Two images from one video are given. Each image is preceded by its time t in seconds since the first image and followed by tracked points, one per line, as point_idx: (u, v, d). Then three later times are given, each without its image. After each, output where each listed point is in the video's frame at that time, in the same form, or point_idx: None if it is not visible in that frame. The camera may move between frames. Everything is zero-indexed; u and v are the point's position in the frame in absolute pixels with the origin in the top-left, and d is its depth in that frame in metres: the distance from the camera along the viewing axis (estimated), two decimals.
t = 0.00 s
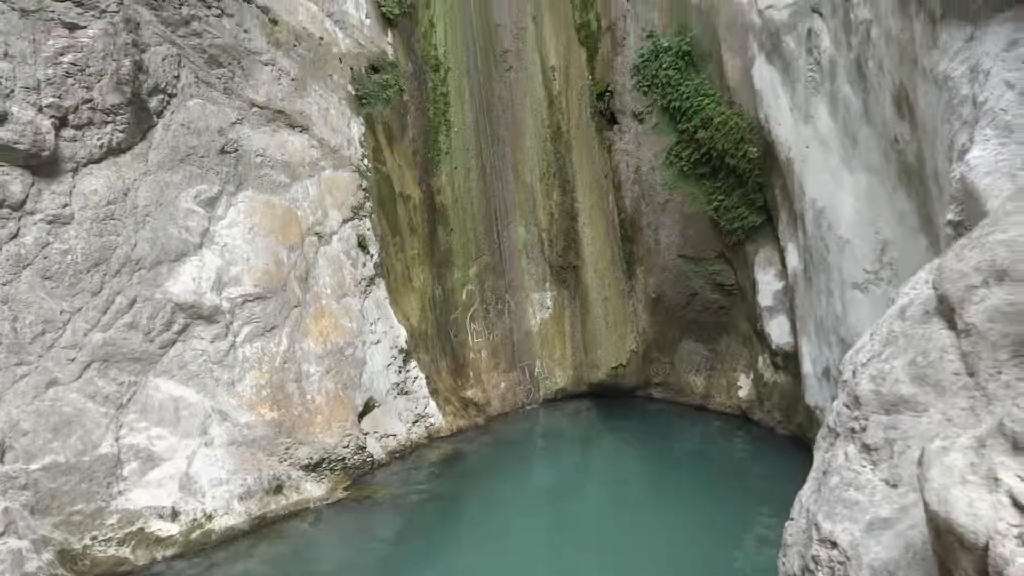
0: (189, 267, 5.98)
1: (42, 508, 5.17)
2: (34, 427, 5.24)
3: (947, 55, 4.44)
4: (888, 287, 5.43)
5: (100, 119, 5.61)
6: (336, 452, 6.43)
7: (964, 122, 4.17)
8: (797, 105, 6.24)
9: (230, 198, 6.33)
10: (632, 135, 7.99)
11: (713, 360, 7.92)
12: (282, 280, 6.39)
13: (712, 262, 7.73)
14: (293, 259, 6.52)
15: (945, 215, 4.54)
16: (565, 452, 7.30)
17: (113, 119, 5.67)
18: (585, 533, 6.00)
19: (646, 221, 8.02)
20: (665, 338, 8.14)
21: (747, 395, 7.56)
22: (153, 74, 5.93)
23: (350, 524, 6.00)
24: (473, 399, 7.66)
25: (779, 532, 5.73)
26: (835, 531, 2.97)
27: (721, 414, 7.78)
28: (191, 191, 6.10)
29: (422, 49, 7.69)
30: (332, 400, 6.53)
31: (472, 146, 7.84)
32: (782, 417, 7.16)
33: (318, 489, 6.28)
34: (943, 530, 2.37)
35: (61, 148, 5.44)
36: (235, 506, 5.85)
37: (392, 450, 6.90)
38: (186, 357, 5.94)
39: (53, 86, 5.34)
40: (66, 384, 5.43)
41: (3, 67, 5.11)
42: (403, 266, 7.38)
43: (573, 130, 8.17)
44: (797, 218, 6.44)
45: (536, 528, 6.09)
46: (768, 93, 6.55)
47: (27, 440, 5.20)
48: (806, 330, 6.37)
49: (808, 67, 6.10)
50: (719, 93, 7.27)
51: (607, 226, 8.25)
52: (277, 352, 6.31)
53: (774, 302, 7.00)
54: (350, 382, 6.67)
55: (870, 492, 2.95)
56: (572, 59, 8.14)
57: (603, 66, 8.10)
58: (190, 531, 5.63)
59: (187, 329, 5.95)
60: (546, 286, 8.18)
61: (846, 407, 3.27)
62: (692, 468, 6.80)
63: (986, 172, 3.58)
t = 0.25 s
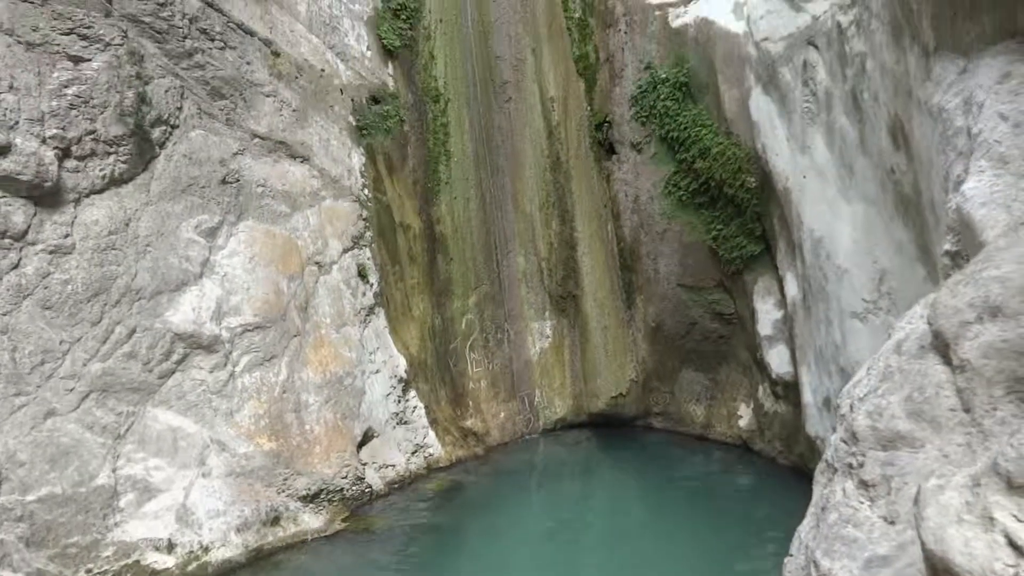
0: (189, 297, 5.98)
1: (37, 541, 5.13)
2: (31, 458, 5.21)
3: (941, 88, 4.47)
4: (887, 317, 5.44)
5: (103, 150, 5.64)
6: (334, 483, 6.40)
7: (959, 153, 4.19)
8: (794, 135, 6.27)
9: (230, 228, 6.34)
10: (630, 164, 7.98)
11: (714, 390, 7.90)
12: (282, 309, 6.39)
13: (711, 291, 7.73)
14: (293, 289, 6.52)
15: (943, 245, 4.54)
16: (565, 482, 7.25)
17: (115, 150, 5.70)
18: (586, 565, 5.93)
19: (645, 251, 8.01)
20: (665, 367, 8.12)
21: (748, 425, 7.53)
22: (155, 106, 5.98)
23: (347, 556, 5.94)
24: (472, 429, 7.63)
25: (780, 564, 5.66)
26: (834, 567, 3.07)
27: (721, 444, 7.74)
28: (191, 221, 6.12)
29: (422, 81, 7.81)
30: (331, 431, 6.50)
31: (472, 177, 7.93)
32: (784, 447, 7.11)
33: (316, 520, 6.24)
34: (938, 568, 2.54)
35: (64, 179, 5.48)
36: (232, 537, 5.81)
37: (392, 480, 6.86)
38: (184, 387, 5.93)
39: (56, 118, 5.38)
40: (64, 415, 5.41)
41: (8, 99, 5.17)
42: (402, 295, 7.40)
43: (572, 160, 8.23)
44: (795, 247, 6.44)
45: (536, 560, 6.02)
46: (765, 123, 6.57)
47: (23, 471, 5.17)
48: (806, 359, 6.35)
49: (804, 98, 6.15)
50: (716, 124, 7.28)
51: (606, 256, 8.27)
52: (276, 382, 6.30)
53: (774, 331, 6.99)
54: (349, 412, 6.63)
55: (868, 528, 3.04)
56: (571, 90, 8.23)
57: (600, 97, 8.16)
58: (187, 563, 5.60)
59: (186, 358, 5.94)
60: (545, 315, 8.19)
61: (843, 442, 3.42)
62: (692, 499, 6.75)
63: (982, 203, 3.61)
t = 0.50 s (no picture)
0: (189, 327, 5.98)
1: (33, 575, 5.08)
2: (29, 491, 5.18)
3: (935, 117, 4.51)
4: (886, 345, 5.44)
5: (104, 182, 5.67)
6: (333, 514, 6.35)
7: (953, 182, 4.22)
8: (791, 164, 6.27)
9: (230, 259, 6.35)
10: (629, 193, 8.10)
11: (715, 417, 7.88)
12: (281, 339, 6.38)
13: (711, 318, 7.76)
14: (293, 319, 6.52)
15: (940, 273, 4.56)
16: (566, 512, 7.21)
17: (117, 182, 5.72)
18: None
19: (644, 278, 8.10)
20: (665, 395, 8.12)
21: (749, 452, 7.54)
22: (156, 138, 6.01)
23: None
24: (472, 458, 7.59)
25: None
26: None
27: (723, 472, 7.73)
28: (191, 252, 6.13)
29: (422, 110, 7.86)
30: (331, 461, 6.47)
31: (472, 205, 7.92)
32: (785, 476, 7.10)
33: (315, 552, 6.19)
34: None
35: (65, 211, 5.50)
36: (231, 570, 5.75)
37: (391, 511, 6.81)
38: (184, 418, 5.92)
39: (59, 151, 5.42)
40: (62, 447, 5.40)
41: (11, 132, 5.22)
42: (402, 324, 7.42)
43: (571, 189, 8.25)
44: (794, 275, 6.43)
45: None
46: (762, 151, 6.60)
47: (20, 505, 5.14)
48: (806, 387, 6.35)
49: (801, 127, 6.19)
50: (713, 152, 7.43)
51: (605, 284, 8.29)
52: (275, 412, 6.27)
53: (774, 359, 7.02)
54: (349, 441, 6.61)
55: (866, 561, 3.30)
56: (569, 119, 8.29)
57: (599, 126, 8.32)
58: None
59: (186, 389, 5.93)
60: (545, 343, 8.16)
61: (841, 475, 3.69)
62: (694, 528, 6.72)
63: (978, 232, 3.65)
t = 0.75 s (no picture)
0: (189, 364, 5.97)
1: None
2: (27, 532, 5.14)
3: (928, 145, 4.54)
4: (888, 372, 5.41)
5: (105, 221, 5.70)
6: (334, 550, 6.26)
7: (949, 209, 4.22)
8: (787, 193, 6.30)
9: (230, 294, 6.35)
10: (626, 224, 8.16)
11: (717, 447, 7.84)
12: (281, 374, 6.36)
13: (711, 347, 7.75)
14: (293, 353, 6.51)
15: (938, 300, 4.55)
16: (569, 544, 7.14)
17: (117, 221, 5.75)
18: None
19: (644, 307, 8.11)
20: (668, 424, 8.08)
21: (752, 482, 7.49)
22: (156, 176, 6.05)
23: None
24: (474, 491, 7.51)
25: None
26: None
27: (727, 502, 7.67)
28: (191, 288, 6.13)
29: (421, 144, 7.91)
30: (331, 497, 6.40)
31: (471, 237, 7.95)
32: (790, 505, 7.04)
33: None
34: None
35: (65, 250, 5.52)
36: None
37: (392, 546, 6.72)
38: (183, 455, 5.89)
39: (60, 190, 5.46)
40: (61, 486, 5.37)
41: (13, 173, 5.25)
42: (402, 356, 7.41)
43: (570, 219, 8.30)
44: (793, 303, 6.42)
45: None
46: (757, 180, 6.63)
47: (19, 546, 5.09)
48: (808, 415, 6.31)
49: (796, 156, 6.21)
50: (710, 181, 7.47)
51: (604, 313, 8.31)
52: (276, 447, 6.23)
53: (776, 387, 7.00)
54: (350, 476, 6.55)
55: None
56: (566, 151, 8.36)
57: (596, 156, 8.37)
58: None
59: (185, 426, 5.91)
60: (546, 374, 8.11)
61: (838, 509, 3.65)
62: (698, 559, 6.64)
63: (974, 259, 3.66)
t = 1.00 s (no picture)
0: (188, 391, 5.88)
1: None
2: (23, 562, 4.94)
3: (924, 171, 4.55)
4: (888, 398, 5.39)
5: (105, 248, 5.64)
6: None
7: (945, 235, 4.24)
8: (784, 219, 6.33)
9: (230, 320, 6.32)
10: (626, 249, 8.22)
11: (718, 473, 7.80)
12: (280, 401, 6.30)
13: (711, 373, 7.75)
14: (292, 380, 6.47)
15: (937, 325, 4.56)
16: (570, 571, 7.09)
17: (118, 248, 5.70)
18: None
19: (644, 332, 8.14)
20: (668, 450, 8.05)
21: (754, 509, 7.44)
22: (157, 204, 6.03)
23: None
24: (474, 519, 7.45)
25: None
26: None
27: (729, 529, 7.61)
28: (191, 315, 6.08)
29: (420, 171, 7.98)
30: (330, 525, 6.30)
31: (470, 263, 8.00)
32: (792, 532, 6.99)
33: None
34: None
35: (66, 277, 5.45)
36: None
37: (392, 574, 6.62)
38: (181, 484, 5.76)
39: (62, 218, 5.41)
40: (58, 515, 5.19)
41: (14, 202, 5.19)
42: (402, 383, 7.38)
43: (569, 245, 8.31)
44: (793, 328, 6.42)
45: None
46: (757, 207, 6.67)
47: None
48: (809, 441, 6.28)
49: (793, 182, 6.25)
50: (709, 207, 7.54)
51: (604, 339, 8.30)
52: (275, 475, 6.14)
53: (777, 413, 6.98)
54: (348, 504, 6.47)
55: None
56: (565, 177, 8.41)
57: (595, 183, 8.45)
58: None
59: (183, 454, 5.79)
60: (545, 400, 8.09)
61: (837, 540, 3.64)
62: None
63: (971, 284, 3.66)
